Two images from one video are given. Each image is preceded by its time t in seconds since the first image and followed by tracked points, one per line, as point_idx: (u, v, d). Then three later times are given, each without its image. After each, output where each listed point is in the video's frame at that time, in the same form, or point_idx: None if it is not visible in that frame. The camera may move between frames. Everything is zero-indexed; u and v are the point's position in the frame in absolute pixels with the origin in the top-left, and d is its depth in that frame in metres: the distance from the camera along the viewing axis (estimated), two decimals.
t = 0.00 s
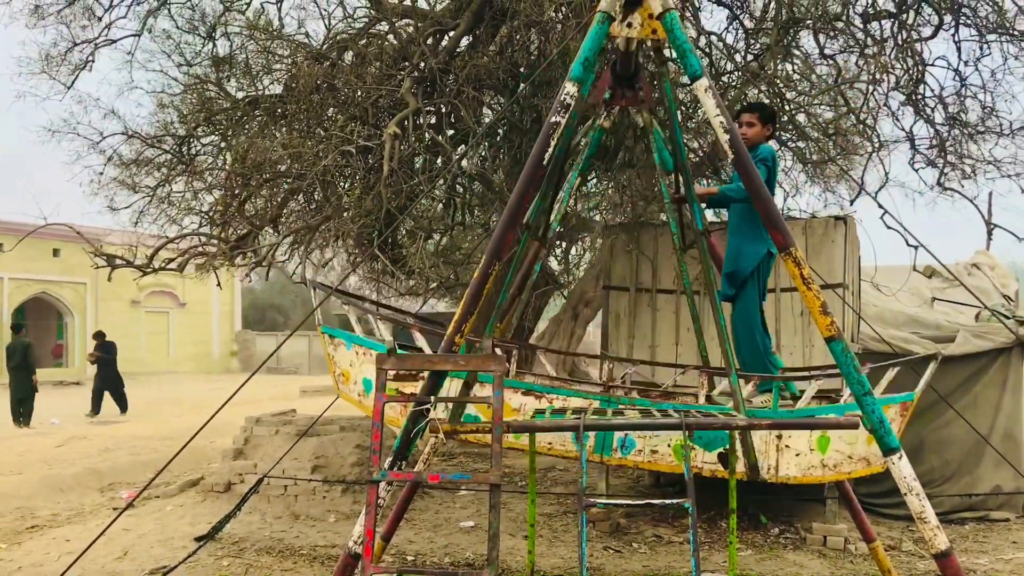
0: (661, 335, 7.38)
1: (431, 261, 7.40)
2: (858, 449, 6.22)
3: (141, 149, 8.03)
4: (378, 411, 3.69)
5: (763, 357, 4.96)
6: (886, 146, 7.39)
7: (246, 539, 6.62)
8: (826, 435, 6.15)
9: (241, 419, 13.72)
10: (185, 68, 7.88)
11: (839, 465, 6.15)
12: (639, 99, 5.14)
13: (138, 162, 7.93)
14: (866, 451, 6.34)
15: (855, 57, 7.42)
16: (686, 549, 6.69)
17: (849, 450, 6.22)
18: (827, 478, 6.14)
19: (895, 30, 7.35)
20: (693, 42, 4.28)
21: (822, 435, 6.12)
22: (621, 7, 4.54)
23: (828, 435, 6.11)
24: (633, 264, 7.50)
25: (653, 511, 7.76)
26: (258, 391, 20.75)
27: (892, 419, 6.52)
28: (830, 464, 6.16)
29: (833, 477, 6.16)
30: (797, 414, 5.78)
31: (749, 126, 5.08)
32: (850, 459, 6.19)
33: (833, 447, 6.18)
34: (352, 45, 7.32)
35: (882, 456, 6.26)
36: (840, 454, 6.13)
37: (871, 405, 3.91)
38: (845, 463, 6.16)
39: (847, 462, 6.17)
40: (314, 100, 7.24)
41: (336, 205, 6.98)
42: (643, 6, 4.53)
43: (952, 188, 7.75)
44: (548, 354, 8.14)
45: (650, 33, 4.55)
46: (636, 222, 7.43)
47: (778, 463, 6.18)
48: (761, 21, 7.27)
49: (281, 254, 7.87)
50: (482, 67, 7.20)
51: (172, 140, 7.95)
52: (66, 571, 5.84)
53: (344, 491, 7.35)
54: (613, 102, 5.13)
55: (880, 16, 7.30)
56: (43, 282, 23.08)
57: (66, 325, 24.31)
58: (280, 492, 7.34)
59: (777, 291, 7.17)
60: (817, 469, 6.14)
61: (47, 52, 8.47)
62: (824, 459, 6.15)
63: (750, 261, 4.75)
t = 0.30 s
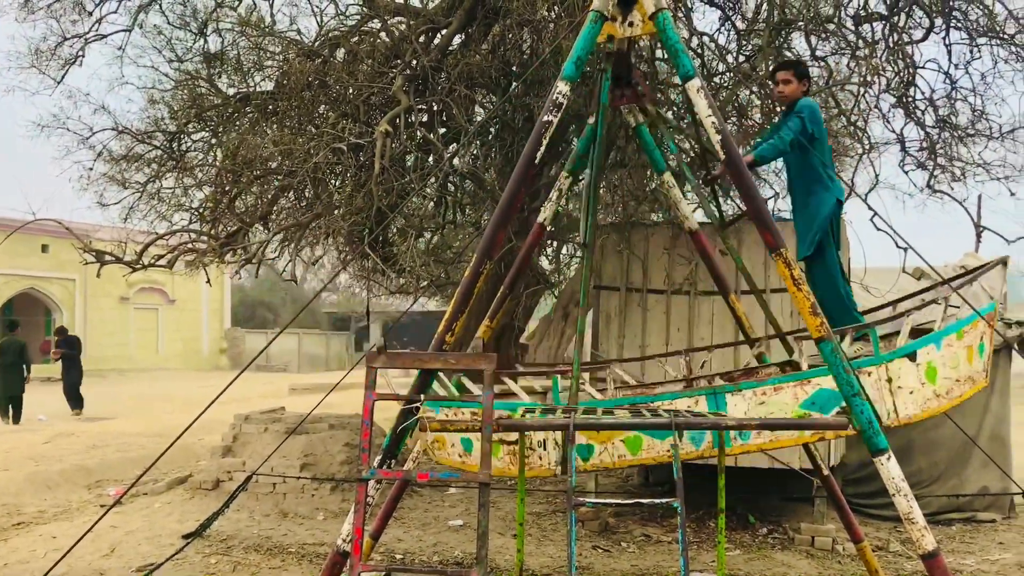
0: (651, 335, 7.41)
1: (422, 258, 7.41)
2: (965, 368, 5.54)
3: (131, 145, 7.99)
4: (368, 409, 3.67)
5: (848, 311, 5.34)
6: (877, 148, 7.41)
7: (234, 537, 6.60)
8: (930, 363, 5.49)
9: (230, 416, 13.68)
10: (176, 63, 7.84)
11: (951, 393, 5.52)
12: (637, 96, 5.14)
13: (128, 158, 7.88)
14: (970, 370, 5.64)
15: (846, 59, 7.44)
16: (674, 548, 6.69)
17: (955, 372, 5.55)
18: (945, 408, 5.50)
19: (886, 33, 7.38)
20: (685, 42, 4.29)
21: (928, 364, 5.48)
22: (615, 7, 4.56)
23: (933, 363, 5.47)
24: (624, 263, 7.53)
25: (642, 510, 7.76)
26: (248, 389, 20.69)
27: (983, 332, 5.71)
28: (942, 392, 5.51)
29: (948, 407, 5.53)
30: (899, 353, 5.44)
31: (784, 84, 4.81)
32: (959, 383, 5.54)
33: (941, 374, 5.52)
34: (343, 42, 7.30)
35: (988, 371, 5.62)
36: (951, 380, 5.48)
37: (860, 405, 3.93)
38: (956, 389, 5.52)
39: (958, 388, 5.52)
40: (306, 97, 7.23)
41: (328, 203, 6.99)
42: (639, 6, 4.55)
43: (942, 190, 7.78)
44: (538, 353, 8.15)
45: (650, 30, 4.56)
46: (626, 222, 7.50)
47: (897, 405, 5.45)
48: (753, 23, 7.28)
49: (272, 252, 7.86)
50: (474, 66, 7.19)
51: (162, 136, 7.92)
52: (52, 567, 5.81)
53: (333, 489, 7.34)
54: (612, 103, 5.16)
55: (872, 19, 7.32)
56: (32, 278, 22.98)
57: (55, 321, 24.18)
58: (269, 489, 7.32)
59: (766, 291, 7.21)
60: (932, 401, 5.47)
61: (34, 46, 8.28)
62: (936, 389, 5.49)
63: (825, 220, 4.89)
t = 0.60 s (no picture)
0: (639, 338, 7.44)
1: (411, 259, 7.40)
2: (999, 320, 5.57)
3: (119, 143, 7.95)
4: (355, 411, 3.63)
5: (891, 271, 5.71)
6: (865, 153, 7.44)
7: (220, 538, 6.56)
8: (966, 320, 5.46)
9: (216, 416, 13.62)
10: (165, 62, 7.81)
11: (990, 346, 5.51)
12: (631, 96, 5.28)
13: (116, 156, 7.84)
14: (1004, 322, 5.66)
15: (836, 64, 7.47)
16: (661, 551, 6.70)
17: (991, 325, 5.58)
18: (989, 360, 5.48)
19: (876, 39, 7.41)
20: (676, 47, 4.28)
21: (965, 321, 5.43)
22: (606, 10, 4.56)
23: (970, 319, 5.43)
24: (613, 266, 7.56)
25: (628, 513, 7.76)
26: (237, 389, 20.60)
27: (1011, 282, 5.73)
28: (981, 346, 5.49)
29: (991, 359, 5.50)
30: (934, 315, 5.38)
31: (802, 86, 5.38)
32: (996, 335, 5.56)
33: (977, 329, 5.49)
34: (333, 42, 7.28)
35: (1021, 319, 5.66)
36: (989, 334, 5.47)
37: (846, 409, 3.96)
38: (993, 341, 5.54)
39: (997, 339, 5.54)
40: (295, 97, 7.20)
41: (317, 203, 6.97)
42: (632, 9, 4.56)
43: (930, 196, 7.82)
44: (526, 354, 8.15)
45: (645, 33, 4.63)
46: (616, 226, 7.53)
47: (942, 365, 5.37)
48: (743, 27, 7.30)
49: (259, 252, 7.83)
50: (465, 67, 7.18)
51: (150, 135, 7.88)
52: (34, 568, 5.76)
53: (319, 490, 7.32)
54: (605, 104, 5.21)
55: (861, 24, 7.35)
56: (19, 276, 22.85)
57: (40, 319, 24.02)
58: (255, 490, 7.29)
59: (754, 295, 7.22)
60: (976, 355, 5.44)
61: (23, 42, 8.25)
62: (976, 345, 5.46)
63: (897, 175, 5.52)
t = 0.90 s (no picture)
0: (629, 345, 7.44)
1: (401, 265, 7.40)
2: (979, 340, 5.76)
3: (110, 146, 7.93)
4: (343, 416, 3.57)
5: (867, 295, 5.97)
6: (855, 164, 7.48)
7: (206, 543, 6.53)
8: (947, 340, 5.57)
9: (204, 421, 13.56)
10: (157, 65, 7.79)
11: (970, 366, 5.66)
12: (622, 105, 5.21)
13: (106, 159, 7.81)
14: (983, 343, 5.86)
15: (826, 74, 7.50)
16: (648, 559, 6.70)
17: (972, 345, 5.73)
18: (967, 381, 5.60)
19: (866, 50, 7.45)
20: (668, 56, 4.27)
21: (945, 340, 5.56)
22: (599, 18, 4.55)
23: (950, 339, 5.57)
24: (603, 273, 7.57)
25: (617, 521, 7.75)
26: (225, 394, 20.52)
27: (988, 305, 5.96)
28: (959, 367, 5.60)
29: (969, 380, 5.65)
30: (915, 334, 5.49)
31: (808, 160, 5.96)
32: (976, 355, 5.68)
33: (958, 350, 5.61)
34: (326, 47, 7.27)
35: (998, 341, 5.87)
36: (969, 355, 5.59)
37: (835, 419, 3.95)
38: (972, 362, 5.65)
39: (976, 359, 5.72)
40: (287, 101, 7.20)
41: (307, 208, 6.97)
42: (623, 18, 4.56)
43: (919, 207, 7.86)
44: (516, 361, 8.15)
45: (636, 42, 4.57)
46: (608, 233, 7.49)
47: (920, 385, 5.49)
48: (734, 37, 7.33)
49: (249, 256, 7.82)
50: (457, 74, 7.19)
51: (141, 138, 7.86)
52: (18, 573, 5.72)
53: (307, 496, 7.29)
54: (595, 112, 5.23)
55: (852, 35, 7.39)
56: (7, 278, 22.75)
57: (28, 322, 23.94)
58: (242, 496, 7.26)
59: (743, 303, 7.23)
60: (955, 375, 5.56)
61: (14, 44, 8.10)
62: (955, 364, 5.57)
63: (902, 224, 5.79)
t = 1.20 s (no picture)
0: (625, 351, 7.42)
1: (397, 270, 7.39)
2: (900, 422, 6.12)
3: (104, 149, 7.90)
4: (337, 422, 3.53)
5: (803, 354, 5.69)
6: (851, 173, 7.48)
7: (198, 549, 6.49)
8: (865, 414, 6.02)
9: (197, 426, 13.50)
10: (153, 68, 7.77)
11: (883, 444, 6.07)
12: (613, 115, 5.19)
13: (100, 162, 7.79)
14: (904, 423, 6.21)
15: (823, 83, 7.50)
16: (642, 567, 6.67)
17: (891, 424, 6.12)
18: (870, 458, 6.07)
19: (863, 58, 7.46)
20: (665, 63, 4.27)
21: (863, 414, 6.00)
22: (596, 25, 4.52)
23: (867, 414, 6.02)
24: (600, 279, 7.60)
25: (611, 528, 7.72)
26: (218, 399, 20.45)
27: (921, 389, 6.29)
28: (872, 442, 6.06)
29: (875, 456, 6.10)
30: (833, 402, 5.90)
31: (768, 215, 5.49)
32: (892, 434, 6.12)
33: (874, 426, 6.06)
34: (322, 52, 7.25)
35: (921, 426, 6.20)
36: (884, 432, 6.04)
37: (831, 428, 3.92)
38: (886, 442, 6.10)
39: (890, 440, 6.10)
40: (283, 106, 7.18)
41: (303, 212, 6.94)
42: (619, 25, 4.52)
43: (915, 216, 7.86)
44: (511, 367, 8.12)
45: (628, 51, 4.51)
46: (603, 240, 7.46)
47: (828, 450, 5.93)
48: (731, 45, 7.33)
49: (244, 261, 7.79)
50: (453, 80, 7.18)
51: (136, 141, 7.83)
52: None
53: (300, 502, 7.25)
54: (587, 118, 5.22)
55: (849, 44, 7.40)
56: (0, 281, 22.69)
57: (21, 324, 23.87)
58: (235, 501, 7.21)
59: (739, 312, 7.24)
60: (862, 451, 6.01)
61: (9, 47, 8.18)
62: (868, 439, 6.05)
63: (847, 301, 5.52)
